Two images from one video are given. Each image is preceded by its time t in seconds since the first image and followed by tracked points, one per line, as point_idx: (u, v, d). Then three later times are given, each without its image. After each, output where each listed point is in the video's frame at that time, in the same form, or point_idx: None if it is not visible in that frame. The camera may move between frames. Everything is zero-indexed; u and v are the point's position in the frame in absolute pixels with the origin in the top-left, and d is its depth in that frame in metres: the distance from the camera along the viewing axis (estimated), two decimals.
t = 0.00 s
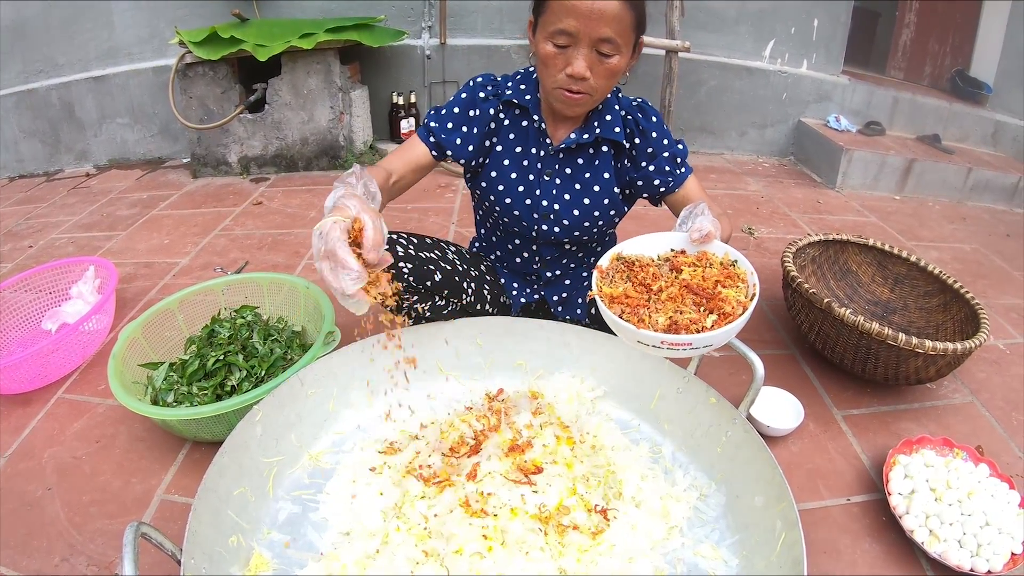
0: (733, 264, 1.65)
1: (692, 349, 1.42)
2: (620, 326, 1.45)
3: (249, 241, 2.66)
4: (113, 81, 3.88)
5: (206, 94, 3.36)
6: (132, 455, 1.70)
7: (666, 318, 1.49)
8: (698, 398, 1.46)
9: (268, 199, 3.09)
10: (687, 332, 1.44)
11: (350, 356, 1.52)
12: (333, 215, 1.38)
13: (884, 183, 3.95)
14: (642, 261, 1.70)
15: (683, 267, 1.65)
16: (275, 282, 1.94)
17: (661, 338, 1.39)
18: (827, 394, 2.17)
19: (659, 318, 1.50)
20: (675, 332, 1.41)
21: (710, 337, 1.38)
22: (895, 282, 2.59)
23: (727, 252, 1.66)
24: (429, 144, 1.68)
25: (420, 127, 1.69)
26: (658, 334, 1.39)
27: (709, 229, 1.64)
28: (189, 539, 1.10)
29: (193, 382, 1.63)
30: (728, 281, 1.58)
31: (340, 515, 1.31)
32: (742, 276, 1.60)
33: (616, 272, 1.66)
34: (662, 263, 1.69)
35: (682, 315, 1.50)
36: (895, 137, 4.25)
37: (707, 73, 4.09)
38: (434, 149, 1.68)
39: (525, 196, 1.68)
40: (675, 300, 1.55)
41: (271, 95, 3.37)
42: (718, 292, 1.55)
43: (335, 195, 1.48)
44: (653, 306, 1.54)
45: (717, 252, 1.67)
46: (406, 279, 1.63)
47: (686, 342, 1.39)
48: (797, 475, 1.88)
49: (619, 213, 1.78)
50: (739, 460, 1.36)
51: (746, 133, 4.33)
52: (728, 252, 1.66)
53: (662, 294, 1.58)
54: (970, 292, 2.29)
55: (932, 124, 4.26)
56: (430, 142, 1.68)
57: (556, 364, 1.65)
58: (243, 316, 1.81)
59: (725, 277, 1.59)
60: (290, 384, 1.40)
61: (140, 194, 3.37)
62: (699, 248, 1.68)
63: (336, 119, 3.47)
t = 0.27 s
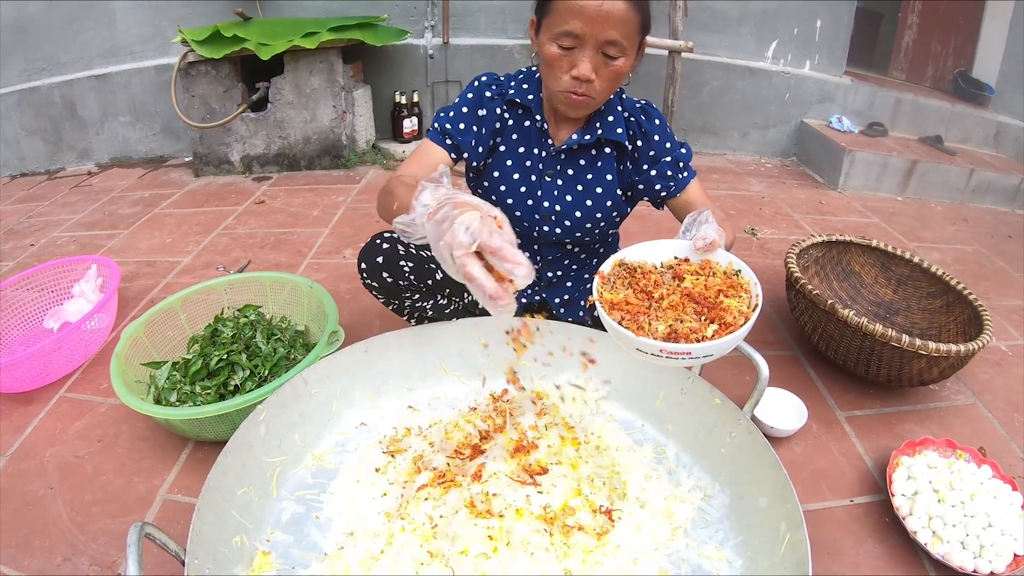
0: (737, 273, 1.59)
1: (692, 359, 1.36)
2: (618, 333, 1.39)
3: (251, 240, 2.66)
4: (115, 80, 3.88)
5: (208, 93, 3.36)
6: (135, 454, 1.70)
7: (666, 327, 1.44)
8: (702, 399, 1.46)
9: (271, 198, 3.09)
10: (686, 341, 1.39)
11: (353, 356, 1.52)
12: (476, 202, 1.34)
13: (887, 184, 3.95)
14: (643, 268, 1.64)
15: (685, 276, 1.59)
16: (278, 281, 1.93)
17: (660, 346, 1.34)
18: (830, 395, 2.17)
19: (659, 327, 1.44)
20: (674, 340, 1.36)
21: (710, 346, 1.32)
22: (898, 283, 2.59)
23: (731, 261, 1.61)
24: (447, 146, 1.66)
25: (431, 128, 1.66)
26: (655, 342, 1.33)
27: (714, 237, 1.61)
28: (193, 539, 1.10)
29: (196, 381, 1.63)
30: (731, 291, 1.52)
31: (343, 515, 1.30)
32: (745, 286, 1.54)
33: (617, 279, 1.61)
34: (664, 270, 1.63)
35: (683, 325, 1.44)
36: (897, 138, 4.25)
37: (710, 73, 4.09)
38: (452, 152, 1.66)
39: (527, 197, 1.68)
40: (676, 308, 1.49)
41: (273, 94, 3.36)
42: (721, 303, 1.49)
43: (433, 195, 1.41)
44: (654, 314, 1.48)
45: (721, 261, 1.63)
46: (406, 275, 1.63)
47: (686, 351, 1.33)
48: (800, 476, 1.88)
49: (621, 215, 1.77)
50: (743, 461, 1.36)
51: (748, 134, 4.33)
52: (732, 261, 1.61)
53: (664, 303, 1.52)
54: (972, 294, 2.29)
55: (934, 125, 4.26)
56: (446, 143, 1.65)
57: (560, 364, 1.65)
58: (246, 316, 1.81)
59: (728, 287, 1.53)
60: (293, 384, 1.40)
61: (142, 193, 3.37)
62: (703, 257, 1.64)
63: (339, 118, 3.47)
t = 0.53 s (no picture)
0: (752, 274, 1.57)
1: (710, 365, 1.33)
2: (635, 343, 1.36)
3: (254, 236, 2.64)
4: (118, 77, 3.88)
5: (211, 89, 3.34)
6: (136, 451, 1.68)
7: (683, 334, 1.41)
8: (709, 396, 1.44)
9: (274, 194, 3.08)
10: (705, 347, 1.36)
11: (357, 353, 1.51)
12: (578, 195, 1.31)
13: (892, 183, 3.92)
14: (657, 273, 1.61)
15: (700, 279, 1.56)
16: (281, 277, 1.92)
17: (678, 353, 1.31)
18: (837, 393, 2.14)
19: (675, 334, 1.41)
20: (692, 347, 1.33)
21: (729, 351, 1.30)
22: (905, 281, 2.56)
23: (748, 261, 1.60)
24: (469, 146, 1.59)
25: (448, 132, 1.60)
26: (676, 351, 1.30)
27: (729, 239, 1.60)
28: (194, 537, 1.09)
29: (198, 378, 1.61)
30: (748, 293, 1.49)
31: (346, 513, 1.29)
32: (762, 287, 1.52)
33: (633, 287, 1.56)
34: (680, 274, 1.60)
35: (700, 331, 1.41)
36: (902, 136, 4.20)
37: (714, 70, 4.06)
38: (475, 152, 1.60)
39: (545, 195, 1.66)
40: (693, 314, 1.46)
41: (276, 90, 3.35)
42: (737, 307, 1.46)
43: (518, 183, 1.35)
44: (670, 320, 1.45)
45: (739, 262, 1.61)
46: (411, 279, 1.53)
47: (704, 357, 1.31)
48: (807, 475, 1.86)
49: (639, 212, 1.77)
50: (751, 459, 1.34)
51: (753, 131, 4.30)
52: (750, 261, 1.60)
53: (681, 309, 1.49)
54: (980, 291, 2.26)
55: (940, 124, 4.17)
56: (468, 143, 1.59)
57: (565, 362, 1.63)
58: (249, 312, 1.79)
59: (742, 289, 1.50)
60: (296, 380, 1.39)
61: (144, 189, 3.36)
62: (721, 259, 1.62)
63: (342, 114, 3.46)
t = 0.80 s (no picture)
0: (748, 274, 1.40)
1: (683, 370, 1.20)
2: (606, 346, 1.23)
3: (254, 230, 2.61)
4: (119, 70, 3.85)
5: (211, 82, 3.30)
6: (133, 447, 1.65)
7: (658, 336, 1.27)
8: (717, 390, 1.41)
9: (274, 188, 3.05)
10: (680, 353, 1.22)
11: (358, 346, 1.48)
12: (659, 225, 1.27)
13: (897, 177, 3.86)
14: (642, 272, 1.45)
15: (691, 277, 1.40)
16: (281, 269, 1.89)
17: (651, 358, 1.18)
18: (845, 388, 2.10)
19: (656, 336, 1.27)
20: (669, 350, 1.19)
21: (705, 358, 1.17)
22: (911, 275, 2.53)
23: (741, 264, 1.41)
24: (495, 131, 1.49)
25: (471, 115, 1.50)
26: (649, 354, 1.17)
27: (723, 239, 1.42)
28: (190, 533, 1.06)
29: (196, 372, 1.58)
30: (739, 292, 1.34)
31: (346, 510, 1.25)
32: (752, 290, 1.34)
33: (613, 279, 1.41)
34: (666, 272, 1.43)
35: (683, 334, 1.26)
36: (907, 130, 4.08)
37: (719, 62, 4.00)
38: (501, 137, 1.50)
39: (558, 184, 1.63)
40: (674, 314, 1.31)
41: (277, 83, 3.31)
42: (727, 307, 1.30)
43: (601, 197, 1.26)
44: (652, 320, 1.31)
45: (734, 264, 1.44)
46: (412, 275, 1.46)
47: (679, 363, 1.17)
48: (816, 471, 1.82)
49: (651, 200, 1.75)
50: (760, 455, 1.31)
51: (757, 125, 4.25)
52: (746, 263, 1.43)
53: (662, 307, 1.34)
54: (987, 285, 2.22)
55: (945, 119, 4.10)
56: (495, 128, 1.49)
57: (569, 355, 1.60)
58: (248, 305, 1.76)
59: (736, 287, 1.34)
60: (295, 374, 1.36)
61: (144, 183, 3.33)
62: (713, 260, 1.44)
63: (343, 107, 3.44)
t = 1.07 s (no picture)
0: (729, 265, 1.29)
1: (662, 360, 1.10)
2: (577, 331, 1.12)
3: (248, 219, 2.55)
4: (112, 60, 3.78)
5: (205, 70, 3.23)
6: (122, 440, 1.60)
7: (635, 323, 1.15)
8: (726, 378, 1.36)
9: (269, 177, 2.99)
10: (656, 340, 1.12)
11: (354, 334, 1.42)
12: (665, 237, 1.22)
13: (900, 168, 3.78)
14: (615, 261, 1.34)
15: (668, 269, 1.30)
16: (274, 256, 1.83)
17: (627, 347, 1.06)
18: (853, 377, 2.05)
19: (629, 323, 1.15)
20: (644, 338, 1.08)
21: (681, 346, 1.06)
22: (918, 264, 2.46)
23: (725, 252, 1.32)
24: (501, 96, 1.44)
25: (476, 73, 1.44)
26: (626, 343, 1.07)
27: (704, 228, 1.33)
28: (177, 529, 1.00)
29: (186, 361, 1.53)
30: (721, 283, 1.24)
31: (341, 504, 1.20)
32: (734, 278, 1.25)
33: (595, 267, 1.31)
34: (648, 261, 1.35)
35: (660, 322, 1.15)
36: (909, 121, 4.04)
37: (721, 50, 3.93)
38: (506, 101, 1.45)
39: (558, 159, 1.57)
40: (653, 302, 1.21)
41: (272, 71, 3.25)
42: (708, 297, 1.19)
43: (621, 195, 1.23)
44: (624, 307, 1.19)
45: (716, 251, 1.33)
46: (411, 257, 1.40)
47: (655, 351, 1.06)
48: (826, 462, 1.76)
49: (653, 178, 1.69)
50: (772, 445, 1.26)
51: (757, 115, 4.17)
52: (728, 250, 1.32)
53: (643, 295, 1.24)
54: (996, 274, 2.17)
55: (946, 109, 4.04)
56: (500, 92, 1.44)
57: (571, 343, 1.54)
58: (240, 293, 1.70)
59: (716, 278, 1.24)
60: (288, 363, 1.30)
61: (137, 174, 3.26)
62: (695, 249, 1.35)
63: (339, 95, 3.35)
